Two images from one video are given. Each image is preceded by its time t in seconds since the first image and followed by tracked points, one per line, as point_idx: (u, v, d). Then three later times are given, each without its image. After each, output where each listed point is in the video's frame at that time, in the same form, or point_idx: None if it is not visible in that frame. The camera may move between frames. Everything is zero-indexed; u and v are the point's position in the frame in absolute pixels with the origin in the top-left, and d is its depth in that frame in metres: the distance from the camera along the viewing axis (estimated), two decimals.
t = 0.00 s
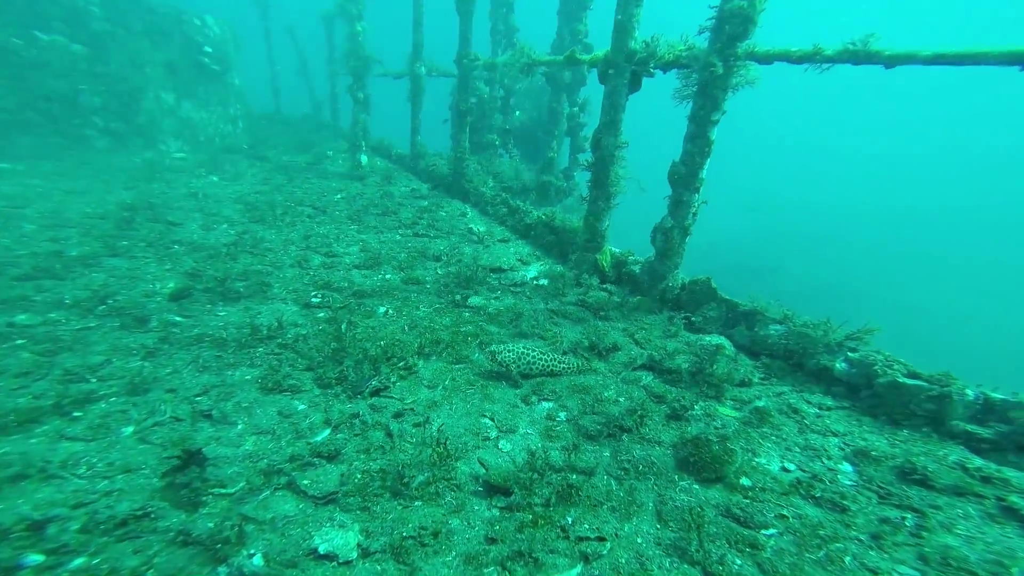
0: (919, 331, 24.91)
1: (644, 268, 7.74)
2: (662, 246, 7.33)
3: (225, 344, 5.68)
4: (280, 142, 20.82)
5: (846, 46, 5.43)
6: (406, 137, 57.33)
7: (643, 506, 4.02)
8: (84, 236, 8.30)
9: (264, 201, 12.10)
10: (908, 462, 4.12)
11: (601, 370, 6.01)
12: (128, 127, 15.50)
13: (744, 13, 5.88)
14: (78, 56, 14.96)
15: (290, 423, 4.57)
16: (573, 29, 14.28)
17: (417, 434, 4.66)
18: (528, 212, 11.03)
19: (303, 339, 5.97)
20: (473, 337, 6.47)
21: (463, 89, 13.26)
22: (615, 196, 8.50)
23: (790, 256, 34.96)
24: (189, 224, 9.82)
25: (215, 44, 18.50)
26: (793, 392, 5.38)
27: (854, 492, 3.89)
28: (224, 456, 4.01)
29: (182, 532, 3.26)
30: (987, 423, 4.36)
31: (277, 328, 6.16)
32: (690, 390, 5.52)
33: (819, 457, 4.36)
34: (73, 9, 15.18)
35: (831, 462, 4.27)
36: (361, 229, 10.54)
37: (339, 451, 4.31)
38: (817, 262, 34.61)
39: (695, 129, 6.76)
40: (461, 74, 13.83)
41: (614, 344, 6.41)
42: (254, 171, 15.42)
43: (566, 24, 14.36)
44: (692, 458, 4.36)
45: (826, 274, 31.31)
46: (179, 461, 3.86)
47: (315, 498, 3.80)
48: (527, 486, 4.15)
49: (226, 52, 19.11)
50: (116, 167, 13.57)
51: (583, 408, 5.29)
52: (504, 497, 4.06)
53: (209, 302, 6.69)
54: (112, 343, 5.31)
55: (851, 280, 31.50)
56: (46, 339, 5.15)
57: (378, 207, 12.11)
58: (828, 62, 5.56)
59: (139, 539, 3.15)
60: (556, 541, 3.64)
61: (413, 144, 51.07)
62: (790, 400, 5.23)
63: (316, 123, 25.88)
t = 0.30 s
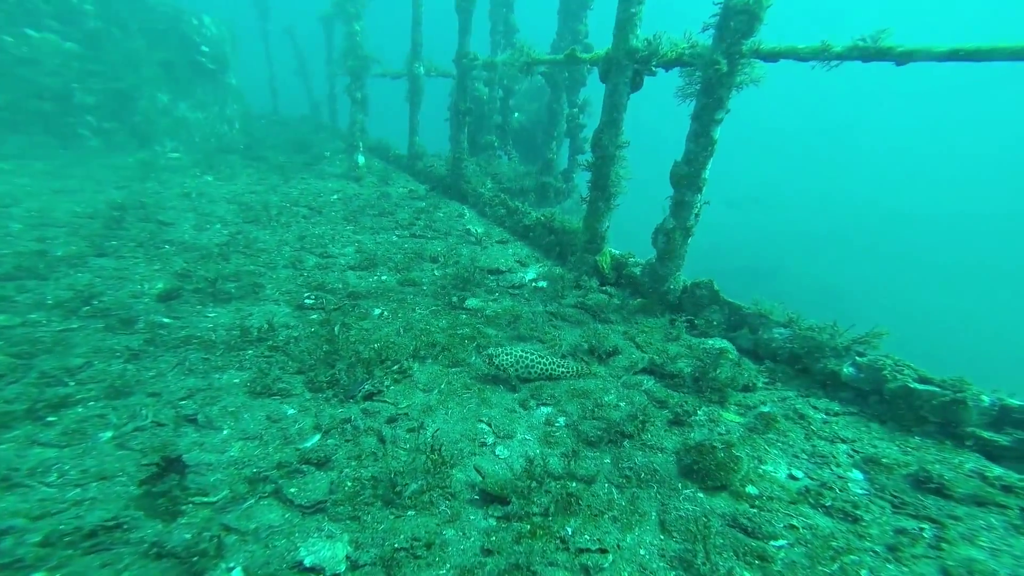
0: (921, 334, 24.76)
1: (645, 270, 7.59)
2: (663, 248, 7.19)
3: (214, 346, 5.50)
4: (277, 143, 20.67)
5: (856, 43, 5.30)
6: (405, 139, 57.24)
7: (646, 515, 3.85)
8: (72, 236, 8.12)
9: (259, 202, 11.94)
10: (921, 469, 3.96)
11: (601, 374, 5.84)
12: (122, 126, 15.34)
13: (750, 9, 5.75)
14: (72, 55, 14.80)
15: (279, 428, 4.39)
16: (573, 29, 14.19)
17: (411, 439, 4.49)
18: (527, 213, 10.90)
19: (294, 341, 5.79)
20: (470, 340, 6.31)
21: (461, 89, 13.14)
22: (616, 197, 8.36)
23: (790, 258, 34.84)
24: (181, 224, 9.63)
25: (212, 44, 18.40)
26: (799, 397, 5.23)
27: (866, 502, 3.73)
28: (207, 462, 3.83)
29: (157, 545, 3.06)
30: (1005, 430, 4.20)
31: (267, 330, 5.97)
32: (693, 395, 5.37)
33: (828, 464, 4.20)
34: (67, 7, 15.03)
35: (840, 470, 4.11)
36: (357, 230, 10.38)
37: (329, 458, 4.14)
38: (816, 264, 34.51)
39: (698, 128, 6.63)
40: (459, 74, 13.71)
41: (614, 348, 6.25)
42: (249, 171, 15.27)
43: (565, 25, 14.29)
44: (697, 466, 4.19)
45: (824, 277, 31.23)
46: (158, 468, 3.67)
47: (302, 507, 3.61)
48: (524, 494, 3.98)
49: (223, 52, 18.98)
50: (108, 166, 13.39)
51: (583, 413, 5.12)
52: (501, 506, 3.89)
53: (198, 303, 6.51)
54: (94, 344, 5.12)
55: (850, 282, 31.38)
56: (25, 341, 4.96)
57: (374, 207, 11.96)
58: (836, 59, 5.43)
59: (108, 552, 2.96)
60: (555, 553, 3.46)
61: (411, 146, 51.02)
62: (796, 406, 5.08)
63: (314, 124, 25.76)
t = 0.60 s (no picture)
0: (920, 337, 24.71)
1: (644, 271, 7.48)
2: (662, 249, 7.08)
3: (200, 345, 5.33)
4: (274, 142, 20.51)
5: (862, 40, 5.22)
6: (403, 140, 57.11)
7: (645, 522, 3.71)
8: (58, 232, 7.94)
9: (252, 200, 11.77)
10: (928, 475, 3.84)
11: (599, 377, 5.71)
12: (115, 124, 15.17)
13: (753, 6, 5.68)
14: (64, 51, 14.63)
15: (265, 430, 4.23)
16: (572, 29, 14.14)
17: (402, 442, 4.33)
18: (524, 213, 10.79)
19: (284, 341, 5.64)
20: (466, 341, 6.17)
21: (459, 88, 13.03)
22: (615, 197, 8.26)
23: (789, 261, 34.81)
24: (172, 222, 9.46)
25: (208, 43, 18.26)
26: (801, 402, 5.12)
27: (873, 509, 3.60)
28: (186, 465, 3.67)
29: (124, 552, 2.89)
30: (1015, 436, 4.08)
31: (257, 329, 5.81)
32: (692, 398, 5.24)
33: (832, 470, 4.07)
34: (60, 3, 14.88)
35: (844, 476, 3.99)
36: (352, 229, 10.23)
37: (316, 461, 3.98)
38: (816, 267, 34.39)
39: (699, 127, 6.54)
40: (458, 74, 13.62)
41: (612, 350, 6.13)
42: (244, 170, 15.10)
43: (565, 25, 14.23)
44: (697, 471, 4.06)
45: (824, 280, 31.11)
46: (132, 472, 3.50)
47: (285, 512, 3.45)
48: (518, 500, 3.83)
49: (219, 50, 18.84)
50: (100, 164, 13.20)
51: (580, 416, 4.98)
52: (494, 512, 3.74)
53: (186, 301, 6.34)
54: (74, 343, 4.95)
55: (850, 285, 31.24)
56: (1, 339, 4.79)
57: (370, 207, 11.82)
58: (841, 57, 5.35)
59: (70, 560, 2.77)
60: (550, 562, 3.30)
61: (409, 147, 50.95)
62: (798, 410, 4.96)
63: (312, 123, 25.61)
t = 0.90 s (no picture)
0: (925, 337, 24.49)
1: (649, 270, 7.33)
2: (668, 247, 6.93)
3: (192, 339, 5.15)
4: (272, 136, 20.29)
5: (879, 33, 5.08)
6: (403, 137, 56.82)
7: (653, 528, 3.55)
8: (49, 224, 7.75)
9: (250, 194, 11.58)
10: (948, 482, 3.69)
11: (603, 377, 5.56)
12: (111, 116, 15.00)
13: None
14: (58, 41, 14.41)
15: (257, 428, 4.06)
16: (576, 25, 13.98)
17: (400, 442, 4.17)
18: (526, 210, 10.63)
19: (279, 336, 5.46)
20: (466, 338, 6.00)
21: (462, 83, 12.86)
22: (619, 194, 8.11)
23: (791, 262, 34.62)
24: (166, 215, 9.26)
25: (207, 35, 17.97)
26: (811, 404, 4.98)
27: (893, 518, 3.44)
28: (172, 465, 3.50)
29: (101, 558, 2.71)
30: None
31: (250, 323, 5.63)
32: (699, 400, 5.10)
33: (846, 475, 3.93)
34: None
35: (859, 482, 3.85)
36: (350, 224, 10.05)
37: (310, 461, 3.81)
38: (817, 268, 34.19)
39: (708, 122, 6.39)
40: (460, 69, 13.43)
41: (616, 349, 5.97)
42: (241, 163, 14.89)
43: (569, 20, 14.08)
44: (707, 475, 3.91)
45: (825, 281, 30.91)
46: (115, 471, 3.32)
47: (276, 515, 3.28)
48: (520, 503, 3.68)
49: (218, 42, 18.56)
50: (94, 155, 12.98)
51: (584, 416, 4.83)
52: (496, 516, 3.58)
53: (178, 295, 6.15)
54: (60, 336, 4.77)
55: (852, 286, 31.03)
56: None
57: (369, 202, 11.64)
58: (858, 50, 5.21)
59: (42, 565, 2.60)
60: (556, 570, 3.14)
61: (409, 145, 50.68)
62: (809, 413, 4.82)
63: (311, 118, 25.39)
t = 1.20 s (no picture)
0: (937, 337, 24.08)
1: (657, 272, 7.21)
2: (677, 248, 6.81)
3: (192, 343, 5.05)
4: (274, 139, 20.31)
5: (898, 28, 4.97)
6: (404, 140, 56.91)
7: (669, 539, 3.41)
8: (50, 226, 7.67)
9: (252, 196, 11.52)
10: (984, 490, 3.51)
11: (612, 381, 5.43)
12: (113, 120, 14.99)
13: None
14: (60, 44, 14.46)
15: (259, 434, 3.94)
16: (580, 26, 13.93)
17: (406, 449, 4.05)
18: (530, 211, 10.52)
19: (281, 339, 5.35)
20: (471, 341, 5.88)
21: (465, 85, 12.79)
22: (626, 194, 8.00)
23: (797, 262, 34.30)
24: (167, 217, 9.19)
25: (209, 38, 17.90)
26: (829, 409, 4.84)
27: (928, 528, 3.28)
28: (171, 472, 3.38)
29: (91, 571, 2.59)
30: None
31: (252, 326, 5.53)
32: (712, 404, 4.96)
33: (870, 483, 3.79)
34: None
35: (884, 490, 3.70)
36: (353, 226, 9.97)
37: (314, 469, 3.69)
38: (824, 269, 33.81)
39: (719, 120, 6.29)
40: (463, 70, 13.36)
41: (625, 352, 5.84)
42: (243, 166, 14.84)
43: (573, 21, 14.03)
44: (725, 483, 3.77)
45: (833, 281, 30.52)
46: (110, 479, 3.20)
47: (279, 525, 3.16)
48: (532, 513, 3.55)
49: (222, 45, 18.53)
50: (96, 158, 12.94)
51: (594, 421, 4.70)
52: (507, 525, 3.45)
53: (179, 297, 6.05)
54: (58, 340, 4.67)
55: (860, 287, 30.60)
56: None
57: (372, 204, 11.55)
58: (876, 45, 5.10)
59: None
60: None
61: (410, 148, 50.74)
62: (827, 418, 4.68)
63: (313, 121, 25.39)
